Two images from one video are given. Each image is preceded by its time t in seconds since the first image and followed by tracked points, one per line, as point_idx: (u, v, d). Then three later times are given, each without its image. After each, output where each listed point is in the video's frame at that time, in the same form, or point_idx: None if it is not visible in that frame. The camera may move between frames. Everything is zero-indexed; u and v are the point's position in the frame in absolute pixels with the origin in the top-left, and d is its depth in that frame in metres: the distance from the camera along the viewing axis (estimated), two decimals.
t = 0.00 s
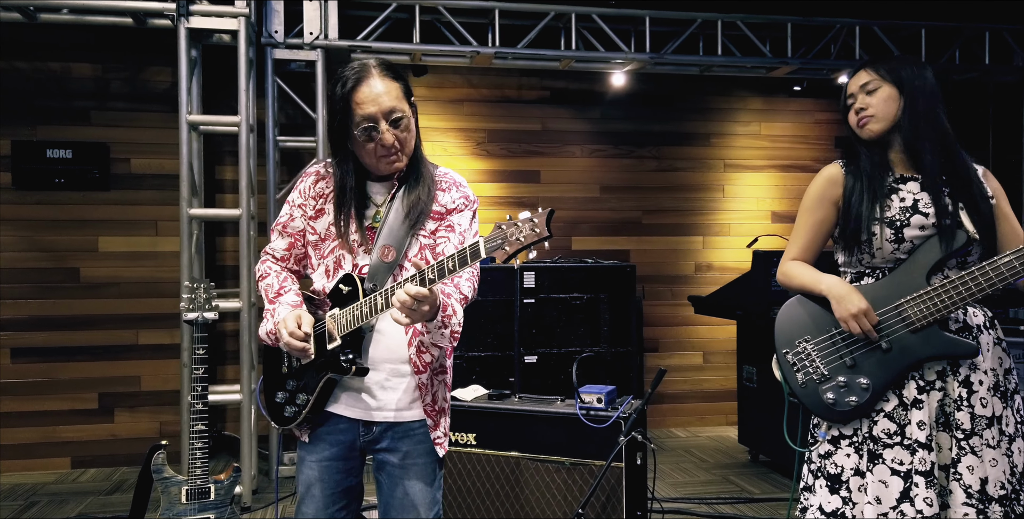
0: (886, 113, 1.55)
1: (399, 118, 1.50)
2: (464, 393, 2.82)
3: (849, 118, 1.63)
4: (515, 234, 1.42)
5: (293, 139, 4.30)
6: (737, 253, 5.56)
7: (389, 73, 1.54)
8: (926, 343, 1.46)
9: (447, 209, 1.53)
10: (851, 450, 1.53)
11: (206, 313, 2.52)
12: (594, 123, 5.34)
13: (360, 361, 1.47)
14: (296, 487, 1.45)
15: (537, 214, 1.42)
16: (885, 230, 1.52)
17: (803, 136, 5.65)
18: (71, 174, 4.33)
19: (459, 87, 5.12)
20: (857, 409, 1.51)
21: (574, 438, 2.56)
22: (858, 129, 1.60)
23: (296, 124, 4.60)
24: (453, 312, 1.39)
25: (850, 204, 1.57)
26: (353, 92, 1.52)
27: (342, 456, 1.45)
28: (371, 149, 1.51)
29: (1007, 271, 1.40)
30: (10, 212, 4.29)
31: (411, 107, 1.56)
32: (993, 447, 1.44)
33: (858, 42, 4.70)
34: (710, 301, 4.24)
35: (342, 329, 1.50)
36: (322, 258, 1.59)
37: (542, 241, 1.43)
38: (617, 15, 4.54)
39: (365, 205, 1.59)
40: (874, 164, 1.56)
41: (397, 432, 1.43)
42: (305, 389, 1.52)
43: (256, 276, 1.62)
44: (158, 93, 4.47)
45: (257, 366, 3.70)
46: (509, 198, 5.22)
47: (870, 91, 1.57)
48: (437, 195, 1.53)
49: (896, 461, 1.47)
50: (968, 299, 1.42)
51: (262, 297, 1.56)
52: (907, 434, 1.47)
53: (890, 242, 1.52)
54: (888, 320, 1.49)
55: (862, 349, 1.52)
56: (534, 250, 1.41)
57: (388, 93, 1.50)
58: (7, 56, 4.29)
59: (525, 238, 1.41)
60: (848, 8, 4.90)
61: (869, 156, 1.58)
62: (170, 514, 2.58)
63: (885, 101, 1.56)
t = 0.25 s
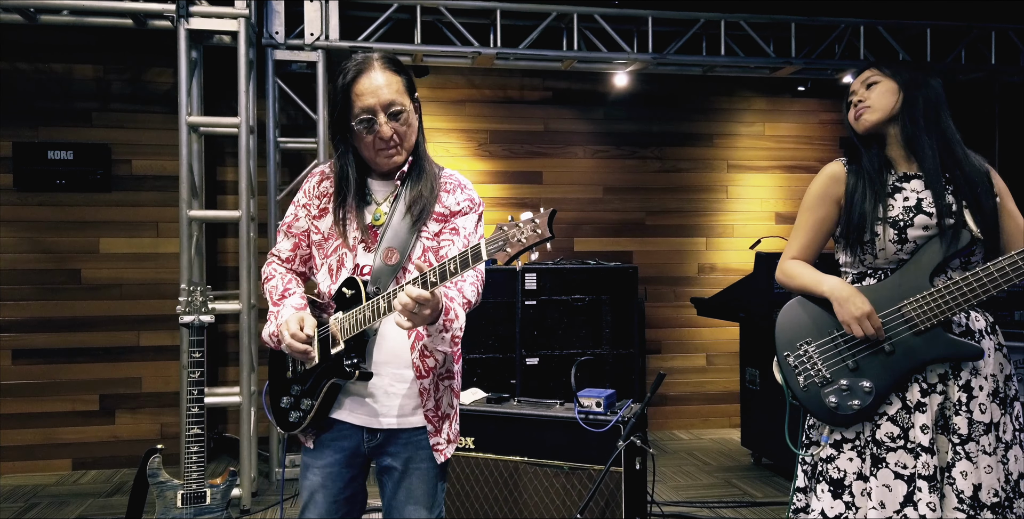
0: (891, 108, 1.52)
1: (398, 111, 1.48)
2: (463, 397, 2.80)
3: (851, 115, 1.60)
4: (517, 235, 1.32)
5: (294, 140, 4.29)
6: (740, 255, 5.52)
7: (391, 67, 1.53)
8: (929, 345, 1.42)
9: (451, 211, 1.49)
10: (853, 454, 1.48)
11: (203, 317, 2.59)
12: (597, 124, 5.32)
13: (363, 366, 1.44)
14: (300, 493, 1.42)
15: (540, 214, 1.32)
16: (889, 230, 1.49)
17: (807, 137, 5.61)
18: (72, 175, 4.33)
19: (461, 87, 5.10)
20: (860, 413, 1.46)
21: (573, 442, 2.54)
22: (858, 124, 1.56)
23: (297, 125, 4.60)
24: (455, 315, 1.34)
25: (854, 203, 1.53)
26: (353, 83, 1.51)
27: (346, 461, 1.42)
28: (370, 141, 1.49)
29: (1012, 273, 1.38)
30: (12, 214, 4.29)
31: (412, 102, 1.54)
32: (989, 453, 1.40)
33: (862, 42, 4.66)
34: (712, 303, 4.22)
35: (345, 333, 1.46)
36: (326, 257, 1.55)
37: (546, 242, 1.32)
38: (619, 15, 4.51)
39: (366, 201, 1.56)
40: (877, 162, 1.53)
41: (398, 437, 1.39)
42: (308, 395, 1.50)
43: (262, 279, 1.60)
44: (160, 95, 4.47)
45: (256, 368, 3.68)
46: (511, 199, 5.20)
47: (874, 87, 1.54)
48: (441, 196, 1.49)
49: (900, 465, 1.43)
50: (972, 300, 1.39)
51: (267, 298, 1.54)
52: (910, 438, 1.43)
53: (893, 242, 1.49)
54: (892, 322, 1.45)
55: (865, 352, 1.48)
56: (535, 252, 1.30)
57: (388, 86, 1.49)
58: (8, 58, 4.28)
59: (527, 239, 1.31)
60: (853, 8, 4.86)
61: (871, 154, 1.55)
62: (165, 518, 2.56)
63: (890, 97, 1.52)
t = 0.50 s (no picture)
0: (890, 115, 1.49)
1: (395, 124, 1.45)
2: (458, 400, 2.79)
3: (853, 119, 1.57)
4: (508, 248, 1.30)
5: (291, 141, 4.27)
6: (739, 256, 5.50)
7: (389, 77, 1.48)
8: (927, 352, 1.40)
9: (449, 218, 1.47)
10: (852, 464, 1.46)
11: (195, 320, 2.58)
12: (595, 124, 5.30)
13: (357, 374, 1.41)
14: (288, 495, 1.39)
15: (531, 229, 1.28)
16: (883, 240, 1.48)
17: (806, 138, 5.59)
18: (68, 176, 4.31)
19: (459, 88, 5.08)
20: (858, 421, 1.44)
21: (568, 446, 2.52)
22: (858, 130, 1.54)
23: (295, 126, 4.59)
24: (447, 326, 1.32)
25: (849, 213, 1.52)
26: (349, 95, 1.47)
27: (339, 465, 1.39)
28: (366, 153, 1.46)
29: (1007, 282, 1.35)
30: (8, 215, 4.27)
31: (411, 111, 1.50)
32: (988, 459, 1.39)
33: (861, 42, 4.64)
34: (711, 305, 4.20)
35: (340, 342, 1.44)
36: (324, 264, 1.53)
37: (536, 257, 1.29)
38: (617, 16, 4.50)
39: (363, 209, 1.53)
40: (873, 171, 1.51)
41: (396, 444, 1.37)
42: (302, 401, 1.46)
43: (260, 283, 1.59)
44: (156, 96, 4.45)
45: (251, 370, 3.66)
46: (509, 200, 5.19)
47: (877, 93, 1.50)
48: (439, 203, 1.47)
49: (899, 474, 1.40)
50: (966, 311, 1.37)
51: (260, 305, 1.52)
52: (909, 447, 1.40)
53: (888, 253, 1.48)
54: (888, 329, 1.43)
55: (861, 359, 1.46)
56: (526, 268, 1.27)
57: (385, 97, 1.44)
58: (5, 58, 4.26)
59: (518, 255, 1.28)
60: (852, 8, 4.84)
61: (869, 162, 1.53)
62: None
63: (891, 104, 1.49)
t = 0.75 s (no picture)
0: (890, 120, 1.47)
1: (393, 114, 1.45)
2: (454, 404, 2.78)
3: (854, 121, 1.54)
4: (505, 250, 1.24)
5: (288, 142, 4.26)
6: (738, 258, 5.49)
7: (391, 70, 1.48)
8: (923, 360, 1.39)
9: (448, 220, 1.44)
10: (848, 473, 1.44)
11: (190, 323, 2.58)
12: (594, 126, 5.29)
13: (355, 378, 1.39)
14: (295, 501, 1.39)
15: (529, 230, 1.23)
16: (880, 249, 1.46)
17: (805, 139, 5.59)
18: (65, 178, 4.30)
19: (458, 89, 5.07)
20: (852, 428, 1.42)
21: (565, 450, 2.51)
22: (858, 133, 1.51)
23: (292, 127, 4.58)
24: (447, 331, 1.29)
25: (847, 221, 1.51)
26: (349, 84, 1.47)
27: (340, 472, 1.38)
28: (363, 144, 1.46)
29: (1003, 293, 1.34)
30: (4, 217, 4.26)
31: (412, 106, 1.50)
32: (995, 466, 1.36)
33: (860, 43, 4.62)
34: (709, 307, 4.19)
35: (337, 346, 1.41)
36: (321, 264, 1.50)
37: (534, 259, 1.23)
38: (616, 17, 4.48)
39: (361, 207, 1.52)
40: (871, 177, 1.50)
41: (392, 450, 1.35)
42: (301, 405, 1.44)
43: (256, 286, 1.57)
44: (154, 97, 4.44)
45: (248, 373, 3.65)
46: (507, 201, 5.18)
47: (879, 97, 1.48)
48: (438, 205, 1.45)
49: (895, 484, 1.39)
50: (961, 320, 1.36)
51: (255, 308, 1.50)
52: (905, 456, 1.39)
53: (885, 261, 1.47)
54: (883, 334, 1.43)
55: (856, 365, 1.45)
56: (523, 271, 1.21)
57: (385, 88, 1.45)
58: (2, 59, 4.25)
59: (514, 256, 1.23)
60: (851, 9, 4.83)
61: (866, 168, 1.51)
62: None
63: (893, 110, 1.47)
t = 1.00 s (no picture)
0: (887, 116, 1.47)
1: (390, 116, 1.44)
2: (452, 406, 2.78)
3: (850, 119, 1.55)
4: (499, 254, 1.24)
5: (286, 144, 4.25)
6: (737, 259, 5.49)
7: (389, 71, 1.48)
8: (923, 358, 1.38)
9: (445, 222, 1.42)
10: (848, 472, 1.43)
11: (186, 326, 2.57)
12: (593, 127, 5.28)
13: (352, 380, 1.38)
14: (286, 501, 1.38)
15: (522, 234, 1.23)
16: (877, 243, 1.46)
17: (804, 141, 5.58)
18: (63, 179, 4.29)
19: (456, 91, 5.07)
20: (853, 428, 1.41)
21: (562, 452, 2.51)
22: (855, 130, 1.52)
23: (290, 128, 4.58)
24: (443, 334, 1.28)
25: (843, 216, 1.50)
26: (347, 85, 1.47)
27: (334, 473, 1.37)
28: (361, 146, 1.45)
29: (1006, 286, 1.33)
30: (2, 218, 4.25)
31: (409, 108, 1.49)
32: (983, 469, 1.36)
33: (860, 45, 4.61)
34: (708, 309, 4.18)
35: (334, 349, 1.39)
36: (319, 266, 1.49)
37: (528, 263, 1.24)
38: (615, 19, 4.47)
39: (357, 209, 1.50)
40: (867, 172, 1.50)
41: (388, 453, 1.34)
42: (300, 407, 1.42)
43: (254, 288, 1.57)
44: (152, 98, 4.44)
45: (245, 375, 3.63)
46: (506, 203, 5.18)
47: (874, 94, 1.49)
48: (435, 206, 1.43)
49: (896, 483, 1.38)
50: (962, 316, 1.35)
51: (254, 310, 1.50)
52: (906, 455, 1.38)
53: (882, 255, 1.46)
54: (882, 332, 1.41)
55: (855, 365, 1.44)
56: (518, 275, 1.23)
57: (382, 90, 1.44)
58: None
59: (509, 260, 1.23)
60: (850, 10, 4.82)
61: (862, 164, 1.51)
62: None
63: (887, 105, 1.47)
